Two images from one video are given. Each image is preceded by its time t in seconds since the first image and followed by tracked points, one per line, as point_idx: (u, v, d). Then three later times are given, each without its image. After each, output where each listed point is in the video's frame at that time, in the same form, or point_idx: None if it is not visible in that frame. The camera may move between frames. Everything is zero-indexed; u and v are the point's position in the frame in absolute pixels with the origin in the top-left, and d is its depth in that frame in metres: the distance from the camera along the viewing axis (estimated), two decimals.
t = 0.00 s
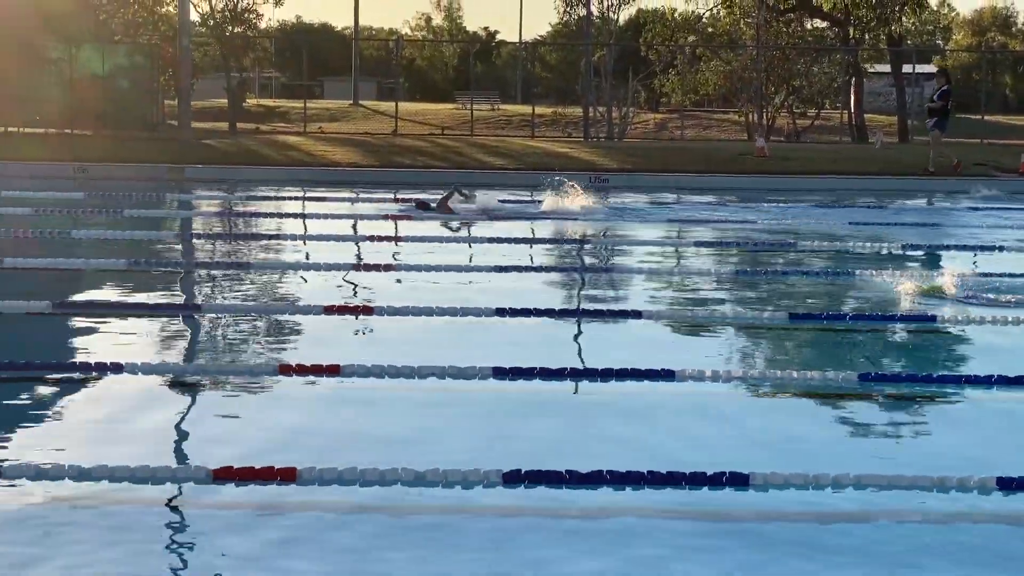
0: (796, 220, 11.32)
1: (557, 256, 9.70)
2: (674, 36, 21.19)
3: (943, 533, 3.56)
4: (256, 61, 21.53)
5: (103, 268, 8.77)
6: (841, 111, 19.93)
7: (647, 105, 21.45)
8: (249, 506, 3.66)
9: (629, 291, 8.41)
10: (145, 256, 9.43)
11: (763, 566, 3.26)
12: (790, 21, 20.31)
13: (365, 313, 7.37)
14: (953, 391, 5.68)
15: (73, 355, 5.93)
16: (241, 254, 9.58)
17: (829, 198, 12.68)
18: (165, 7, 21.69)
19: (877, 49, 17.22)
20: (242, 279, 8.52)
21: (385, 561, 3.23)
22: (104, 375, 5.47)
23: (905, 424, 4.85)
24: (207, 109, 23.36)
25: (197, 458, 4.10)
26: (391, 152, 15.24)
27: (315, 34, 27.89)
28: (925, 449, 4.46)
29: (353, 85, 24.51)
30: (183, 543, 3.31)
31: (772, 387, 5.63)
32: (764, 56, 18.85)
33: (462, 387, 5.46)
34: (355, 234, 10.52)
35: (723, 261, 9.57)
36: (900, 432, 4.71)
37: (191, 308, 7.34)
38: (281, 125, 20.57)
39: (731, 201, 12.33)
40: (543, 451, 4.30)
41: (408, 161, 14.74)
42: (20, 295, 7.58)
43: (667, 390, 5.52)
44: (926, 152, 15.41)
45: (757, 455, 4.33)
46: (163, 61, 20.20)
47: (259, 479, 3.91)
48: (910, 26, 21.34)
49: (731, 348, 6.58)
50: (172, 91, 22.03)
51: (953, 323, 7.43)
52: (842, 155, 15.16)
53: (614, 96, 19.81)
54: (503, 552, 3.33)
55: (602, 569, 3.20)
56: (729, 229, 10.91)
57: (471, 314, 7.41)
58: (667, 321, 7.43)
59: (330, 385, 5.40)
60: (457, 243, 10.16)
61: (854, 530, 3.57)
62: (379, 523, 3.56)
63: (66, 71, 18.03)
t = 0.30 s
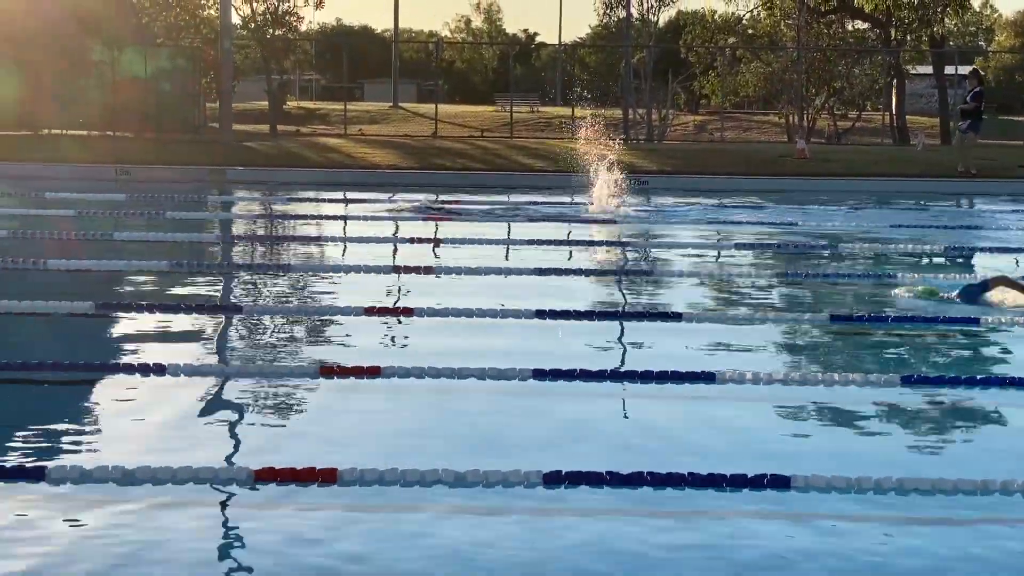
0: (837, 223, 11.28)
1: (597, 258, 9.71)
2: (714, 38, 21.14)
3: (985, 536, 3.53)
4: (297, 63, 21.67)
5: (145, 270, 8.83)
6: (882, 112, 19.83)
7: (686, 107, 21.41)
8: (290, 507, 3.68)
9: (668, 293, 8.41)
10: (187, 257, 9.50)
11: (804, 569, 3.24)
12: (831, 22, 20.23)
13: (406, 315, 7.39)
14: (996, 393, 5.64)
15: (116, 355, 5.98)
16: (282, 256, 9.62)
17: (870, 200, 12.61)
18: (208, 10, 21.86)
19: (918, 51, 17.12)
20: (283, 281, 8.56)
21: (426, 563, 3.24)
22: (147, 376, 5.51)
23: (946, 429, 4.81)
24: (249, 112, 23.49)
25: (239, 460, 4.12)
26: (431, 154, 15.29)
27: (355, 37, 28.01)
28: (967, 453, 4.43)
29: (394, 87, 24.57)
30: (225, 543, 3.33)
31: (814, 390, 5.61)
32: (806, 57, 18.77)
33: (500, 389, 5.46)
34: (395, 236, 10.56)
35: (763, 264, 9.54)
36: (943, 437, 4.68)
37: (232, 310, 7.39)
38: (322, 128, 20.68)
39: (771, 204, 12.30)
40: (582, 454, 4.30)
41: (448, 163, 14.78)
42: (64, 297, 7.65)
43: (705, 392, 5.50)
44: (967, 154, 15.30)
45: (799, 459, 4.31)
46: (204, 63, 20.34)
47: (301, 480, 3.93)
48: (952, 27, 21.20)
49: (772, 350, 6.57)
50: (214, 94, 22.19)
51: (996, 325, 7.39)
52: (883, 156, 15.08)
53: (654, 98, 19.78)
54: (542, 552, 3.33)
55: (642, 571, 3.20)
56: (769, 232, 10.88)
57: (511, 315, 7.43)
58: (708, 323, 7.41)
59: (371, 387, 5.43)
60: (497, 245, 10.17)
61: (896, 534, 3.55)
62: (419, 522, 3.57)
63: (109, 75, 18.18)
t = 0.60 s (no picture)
0: (880, 224, 11.21)
1: (637, 260, 9.68)
2: (755, 39, 21.07)
3: None
4: (337, 65, 21.77)
5: (187, 271, 8.87)
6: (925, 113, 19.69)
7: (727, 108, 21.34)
8: (334, 507, 3.68)
9: (709, 295, 8.39)
10: (229, 259, 9.54)
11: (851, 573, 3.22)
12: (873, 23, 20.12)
13: (446, 317, 7.40)
14: None
15: (159, 356, 6.01)
16: (323, 258, 9.65)
17: (913, 202, 12.53)
18: (249, 13, 21.97)
19: (961, 52, 16.99)
20: (324, 282, 8.58)
21: (474, 564, 3.23)
22: (190, 377, 5.53)
23: (993, 432, 4.77)
24: (289, 113, 23.57)
25: (282, 462, 4.12)
26: (471, 156, 15.31)
27: (395, 38, 28.08)
28: (1013, 457, 4.39)
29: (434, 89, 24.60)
30: (272, 544, 3.33)
31: (858, 394, 5.56)
32: (848, 58, 18.67)
33: (541, 392, 5.45)
34: (435, 238, 10.57)
35: (805, 266, 9.49)
36: (988, 441, 4.64)
37: (274, 311, 7.41)
38: (362, 129, 20.74)
39: (812, 206, 12.23)
40: (624, 456, 4.28)
41: (488, 164, 14.79)
42: (107, 298, 7.69)
43: (748, 395, 5.47)
44: (1011, 155, 15.17)
45: (842, 462, 4.28)
46: (246, 65, 20.45)
47: (343, 482, 3.93)
48: (997, 28, 21.02)
49: (816, 354, 6.52)
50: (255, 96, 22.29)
51: None
52: (926, 158, 14.97)
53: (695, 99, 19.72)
54: (586, 555, 3.32)
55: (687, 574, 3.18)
56: (811, 233, 10.83)
57: (552, 318, 7.42)
58: (749, 326, 7.38)
59: (412, 389, 5.43)
60: (538, 247, 10.16)
61: (943, 539, 3.52)
62: (463, 524, 3.57)
63: (152, 77, 18.28)
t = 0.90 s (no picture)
0: (923, 226, 11.12)
1: (678, 262, 9.65)
2: (797, 41, 20.98)
3: None
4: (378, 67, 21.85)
5: (229, 273, 8.91)
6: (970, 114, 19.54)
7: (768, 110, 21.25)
8: (376, 508, 3.68)
9: (750, 298, 8.35)
10: (271, 260, 9.58)
11: None
12: (916, 24, 19.99)
13: (487, 319, 7.39)
14: None
15: (201, 357, 6.04)
16: (363, 259, 9.66)
17: (957, 204, 12.43)
18: (290, 15, 22.07)
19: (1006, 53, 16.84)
20: (365, 284, 8.60)
21: (517, 566, 3.22)
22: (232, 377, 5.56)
23: None
24: (330, 116, 23.66)
25: (322, 462, 4.13)
26: (510, 158, 15.31)
27: (436, 41, 28.13)
28: None
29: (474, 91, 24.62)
30: (315, 544, 3.33)
31: (902, 396, 5.52)
32: (891, 58, 18.55)
33: (581, 394, 5.43)
34: (476, 239, 10.58)
35: (848, 268, 9.43)
36: None
37: (315, 313, 7.44)
38: (402, 131, 20.79)
39: (855, 207, 12.16)
40: (666, 458, 4.26)
41: (529, 166, 14.79)
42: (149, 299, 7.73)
43: (790, 397, 5.43)
44: None
45: (887, 463, 4.25)
46: (287, 67, 20.55)
47: (384, 482, 3.93)
48: None
49: (860, 357, 6.47)
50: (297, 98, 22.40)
51: None
52: (971, 159, 14.85)
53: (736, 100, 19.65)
54: (630, 557, 3.30)
55: None
56: (853, 235, 10.76)
57: (593, 320, 7.40)
58: (791, 328, 7.34)
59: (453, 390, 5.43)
60: (578, 249, 10.14)
61: (990, 544, 3.48)
62: (504, 526, 3.56)
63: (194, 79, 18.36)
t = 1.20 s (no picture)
0: (965, 228, 11.04)
1: (718, 264, 9.63)
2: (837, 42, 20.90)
3: None
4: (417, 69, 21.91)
5: (269, 273, 8.95)
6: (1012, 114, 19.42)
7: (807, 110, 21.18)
8: (417, 509, 3.68)
9: (790, 299, 8.32)
10: (310, 261, 9.62)
11: None
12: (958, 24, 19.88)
13: (526, 320, 7.39)
14: None
15: (243, 357, 6.07)
16: (402, 260, 9.69)
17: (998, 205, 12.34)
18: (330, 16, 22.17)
19: None
20: (404, 285, 8.62)
21: (557, 565, 3.20)
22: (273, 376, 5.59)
23: None
24: (369, 118, 23.75)
25: (361, 461, 4.13)
26: (549, 159, 15.32)
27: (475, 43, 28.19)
28: None
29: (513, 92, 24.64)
30: (355, 544, 3.33)
31: (944, 397, 5.47)
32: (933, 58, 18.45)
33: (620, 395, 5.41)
34: (514, 240, 10.58)
35: (888, 270, 9.37)
36: None
37: (354, 313, 7.47)
38: (442, 132, 20.84)
39: (895, 209, 12.09)
40: (706, 460, 4.24)
41: (567, 167, 14.79)
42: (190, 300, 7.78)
43: (830, 399, 5.40)
44: None
45: (929, 467, 4.21)
46: (327, 69, 20.65)
47: (425, 483, 3.93)
48: None
49: (901, 359, 6.43)
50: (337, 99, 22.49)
51: None
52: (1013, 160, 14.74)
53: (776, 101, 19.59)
54: (670, 558, 3.28)
55: None
56: (894, 237, 10.70)
57: (633, 322, 7.39)
58: (832, 330, 7.31)
59: (492, 390, 5.43)
60: (617, 250, 10.14)
61: None
62: (544, 525, 3.54)
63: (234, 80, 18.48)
